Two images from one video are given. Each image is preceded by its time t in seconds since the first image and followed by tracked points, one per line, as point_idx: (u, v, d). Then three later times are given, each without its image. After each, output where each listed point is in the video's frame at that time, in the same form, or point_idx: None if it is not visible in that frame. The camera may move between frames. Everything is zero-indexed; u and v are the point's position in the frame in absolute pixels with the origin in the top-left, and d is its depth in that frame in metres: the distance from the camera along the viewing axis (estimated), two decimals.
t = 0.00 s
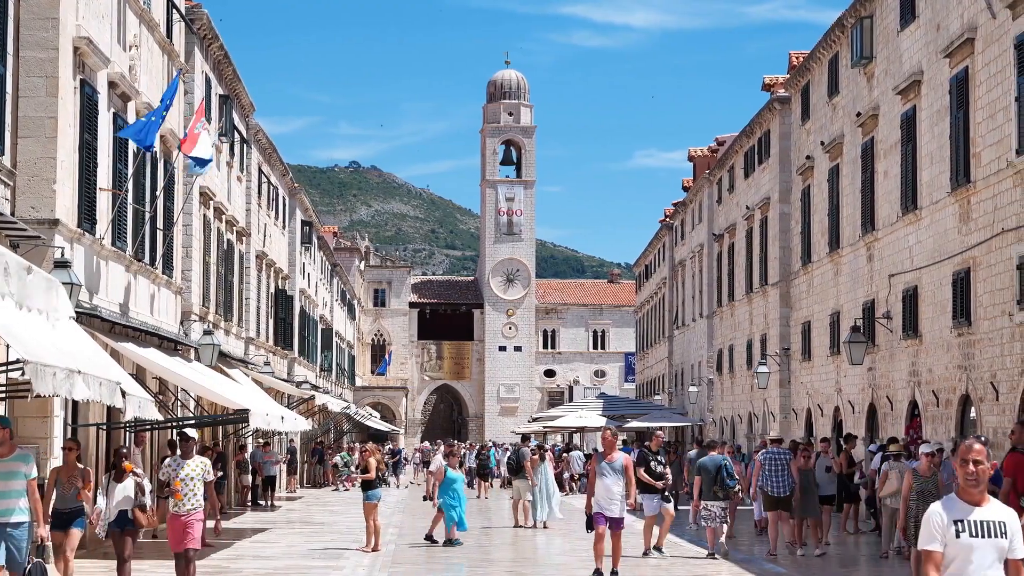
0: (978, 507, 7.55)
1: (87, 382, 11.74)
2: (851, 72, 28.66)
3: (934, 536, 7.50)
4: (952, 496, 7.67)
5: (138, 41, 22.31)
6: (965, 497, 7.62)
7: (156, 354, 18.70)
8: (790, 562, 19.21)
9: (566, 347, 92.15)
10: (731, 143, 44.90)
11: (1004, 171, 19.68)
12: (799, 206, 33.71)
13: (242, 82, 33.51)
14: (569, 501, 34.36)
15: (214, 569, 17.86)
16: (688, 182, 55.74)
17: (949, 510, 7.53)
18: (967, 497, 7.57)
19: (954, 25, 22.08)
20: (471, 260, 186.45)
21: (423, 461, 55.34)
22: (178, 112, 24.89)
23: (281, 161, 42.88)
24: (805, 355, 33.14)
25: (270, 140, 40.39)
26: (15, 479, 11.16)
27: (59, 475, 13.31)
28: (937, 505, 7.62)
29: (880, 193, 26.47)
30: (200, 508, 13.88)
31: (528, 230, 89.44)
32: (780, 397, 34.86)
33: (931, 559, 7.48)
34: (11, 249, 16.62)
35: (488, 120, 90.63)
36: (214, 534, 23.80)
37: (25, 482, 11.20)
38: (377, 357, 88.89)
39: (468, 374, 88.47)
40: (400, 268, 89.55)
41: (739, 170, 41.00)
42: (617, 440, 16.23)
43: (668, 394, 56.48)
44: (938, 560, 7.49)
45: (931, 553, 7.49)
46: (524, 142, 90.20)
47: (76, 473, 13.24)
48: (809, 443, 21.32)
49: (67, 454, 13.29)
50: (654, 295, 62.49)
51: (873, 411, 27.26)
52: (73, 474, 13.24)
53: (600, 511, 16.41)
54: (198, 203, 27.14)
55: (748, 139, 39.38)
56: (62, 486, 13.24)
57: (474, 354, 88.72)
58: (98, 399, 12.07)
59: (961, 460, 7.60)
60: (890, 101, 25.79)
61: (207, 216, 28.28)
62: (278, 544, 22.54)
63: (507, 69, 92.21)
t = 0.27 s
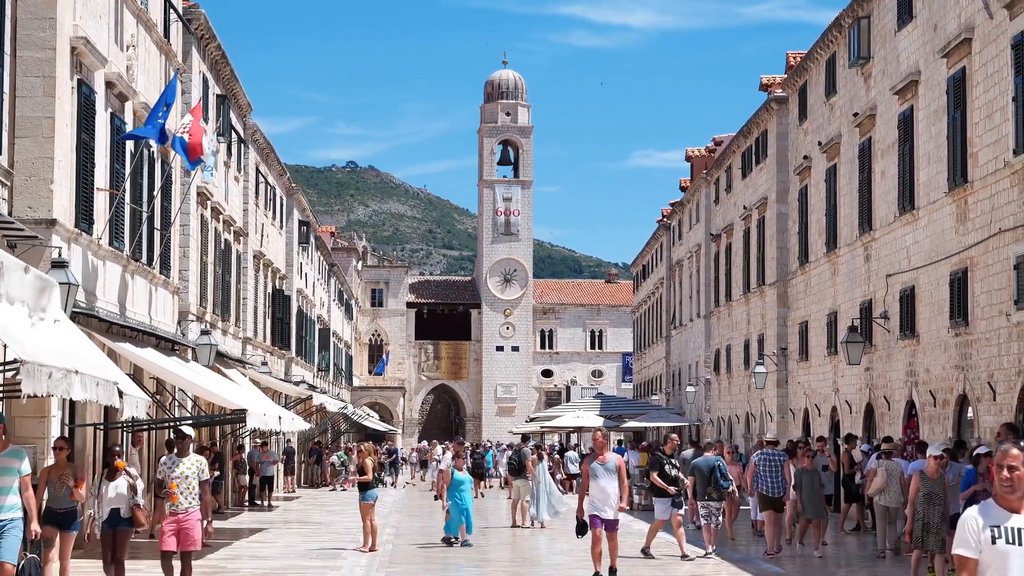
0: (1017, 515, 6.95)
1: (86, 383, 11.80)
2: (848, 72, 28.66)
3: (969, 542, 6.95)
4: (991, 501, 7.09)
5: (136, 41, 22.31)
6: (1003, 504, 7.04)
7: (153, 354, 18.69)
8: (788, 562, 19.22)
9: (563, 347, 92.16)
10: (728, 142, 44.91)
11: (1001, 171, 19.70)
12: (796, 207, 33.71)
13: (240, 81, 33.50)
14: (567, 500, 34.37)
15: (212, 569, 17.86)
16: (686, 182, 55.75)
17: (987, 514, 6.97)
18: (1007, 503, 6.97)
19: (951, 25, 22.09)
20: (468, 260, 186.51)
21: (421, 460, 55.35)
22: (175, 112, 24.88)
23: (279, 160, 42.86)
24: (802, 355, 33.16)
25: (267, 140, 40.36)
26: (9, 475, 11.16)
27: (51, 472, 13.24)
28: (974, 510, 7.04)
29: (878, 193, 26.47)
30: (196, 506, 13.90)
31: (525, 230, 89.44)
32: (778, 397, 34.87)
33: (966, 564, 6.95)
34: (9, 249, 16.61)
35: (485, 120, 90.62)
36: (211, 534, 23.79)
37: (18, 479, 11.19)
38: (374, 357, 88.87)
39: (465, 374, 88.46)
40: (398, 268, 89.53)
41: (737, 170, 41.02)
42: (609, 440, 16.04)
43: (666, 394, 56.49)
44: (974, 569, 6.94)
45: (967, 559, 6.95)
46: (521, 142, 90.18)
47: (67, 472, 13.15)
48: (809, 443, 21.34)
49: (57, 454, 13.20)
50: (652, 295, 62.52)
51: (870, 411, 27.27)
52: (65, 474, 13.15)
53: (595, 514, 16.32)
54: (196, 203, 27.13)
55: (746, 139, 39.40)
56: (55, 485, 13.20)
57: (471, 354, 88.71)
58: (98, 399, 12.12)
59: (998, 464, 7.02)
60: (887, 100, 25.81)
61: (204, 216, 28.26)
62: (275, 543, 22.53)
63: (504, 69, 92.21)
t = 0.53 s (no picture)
0: None
1: (83, 382, 11.79)
2: (846, 72, 28.65)
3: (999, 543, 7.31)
4: None
5: (133, 41, 22.30)
6: None
7: (150, 355, 18.69)
8: (785, 562, 19.23)
9: (560, 347, 92.19)
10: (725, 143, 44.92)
11: (998, 172, 19.70)
12: (794, 207, 33.72)
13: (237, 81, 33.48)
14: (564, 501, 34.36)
15: (209, 569, 17.85)
16: (683, 182, 55.77)
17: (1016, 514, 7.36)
18: None
19: (948, 26, 22.10)
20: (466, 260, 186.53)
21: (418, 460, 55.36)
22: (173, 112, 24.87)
23: (275, 160, 42.82)
24: (799, 355, 33.16)
25: (265, 140, 40.33)
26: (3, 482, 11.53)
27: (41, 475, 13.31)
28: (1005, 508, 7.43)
29: (875, 193, 26.49)
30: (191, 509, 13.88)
31: (523, 230, 89.45)
32: (775, 397, 34.89)
33: (992, 562, 7.32)
34: (6, 249, 16.60)
35: (482, 120, 90.60)
36: (209, 534, 23.77)
37: (12, 486, 11.57)
38: (371, 357, 88.85)
39: (463, 374, 88.45)
40: (395, 268, 89.49)
41: (734, 170, 41.04)
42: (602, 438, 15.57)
43: (663, 394, 56.50)
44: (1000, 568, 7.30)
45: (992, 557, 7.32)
46: (518, 142, 90.17)
47: (57, 473, 13.20)
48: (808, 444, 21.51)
49: (46, 456, 13.23)
50: (649, 295, 62.55)
51: (868, 411, 27.28)
52: (56, 477, 13.19)
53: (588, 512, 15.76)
54: (193, 203, 27.12)
55: (743, 139, 39.41)
56: (43, 487, 13.22)
57: (469, 354, 88.70)
58: (95, 399, 12.11)
59: None
60: (885, 101, 25.80)
61: (201, 216, 28.25)
62: (272, 543, 22.51)
63: (501, 69, 92.21)
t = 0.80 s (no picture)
0: None
1: (80, 382, 11.77)
2: (843, 72, 28.66)
3: None
4: None
5: (131, 41, 22.30)
6: None
7: (148, 354, 18.67)
8: (782, 562, 19.24)
9: (558, 347, 92.18)
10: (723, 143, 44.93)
11: (995, 172, 19.71)
12: (791, 207, 33.73)
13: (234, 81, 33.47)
14: (562, 501, 34.35)
15: (207, 569, 17.84)
16: (681, 182, 55.76)
17: None
18: None
19: (946, 26, 22.12)
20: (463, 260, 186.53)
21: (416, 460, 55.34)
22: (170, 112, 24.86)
23: (273, 160, 42.81)
24: (797, 355, 33.17)
25: (262, 140, 40.31)
26: None
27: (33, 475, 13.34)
28: None
29: (873, 193, 26.50)
30: (183, 510, 13.73)
31: (520, 230, 89.45)
32: (773, 397, 34.89)
33: None
34: (3, 248, 16.59)
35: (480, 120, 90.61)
36: (206, 534, 23.75)
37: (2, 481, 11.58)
38: (369, 357, 88.79)
39: (460, 374, 88.44)
40: (393, 268, 89.45)
41: (732, 170, 41.04)
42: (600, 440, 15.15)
43: (661, 394, 56.48)
44: None
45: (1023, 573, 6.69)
46: (516, 142, 90.16)
47: (50, 474, 13.25)
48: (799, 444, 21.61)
49: (39, 457, 13.19)
50: (647, 295, 62.55)
51: (865, 411, 27.28)
52: (47, 478, 13.24)
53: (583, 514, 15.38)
54: (190, 203, 27.11)
55: (741, 139, 39.42)
56: (36, 488, 13.25)
57: (466, 354, 88.69)
58: (92, 399, 12.09)
59: None
60: (882, 101, 25.82)
61: (199, 215, 28.24)
62: (270, 544, 22.50)
63: (499, 69, 92.23)
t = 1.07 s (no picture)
0: None
1: (76, 382, 11.71)
2: (841, 72, 28.67)
3: None
4: None
5: (128, 41, 22.28)
6: None
7: (145, 355, 18.66)
8: (780, 562, 19.27)
9: (555, 347, 92.20)
10: (721, 143, 44.95)
11: (993, 172, 19.72)
12: (788, 207, 33.74)
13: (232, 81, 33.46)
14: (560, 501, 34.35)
15: (204, 569, 17.85)
16: (678, 183, 55.79)
17: None
18: None
19: (943, 26, 22.12)
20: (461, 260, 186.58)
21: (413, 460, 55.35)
22: (168, 112, 24.85)
23: (271, 161, 42.80)
24: (794, 355, 33.18)
25: (260, 140, 40.30)
26: None
27: (26, 476, 13.13)
28: None
29: (870, 193, 26.51)
30: (176, 511, 13.51)
31: (518, 230, 89.47)
32: (770, 397, 34.91)
33: None
34: None
35: (477, 120, 90.62)
36: (203, 534, 23.77)
37: None
38: (366, 357, 88.76)
39: (458, 374, 88.45)
40: (390, 268, 89.42)
41: (729, 170, 41.06)
42: (602, 439, 15.17)
43: (658, 394, 56.51)
44: None
45: None
46: (513, 142, 90.16)
47: (42, 476, 13.02)
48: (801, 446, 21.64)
49: (33, 458, 12.96)
50: (644, 295, 62.58)
51: (863, 411, 27.29)
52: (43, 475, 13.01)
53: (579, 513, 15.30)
54: (188, 203, 27.10)
55: (738, 139, 39.46)
56: (29, 490, 13.05)
57: (464, 354, 88.70)
58: (88, 399, 12.04)
59: None
60: (880, 101, 25.83)
61: (196, 216, 28.23)
62: (266, 544, 22.52)
63: (496, 69, 92.22)
